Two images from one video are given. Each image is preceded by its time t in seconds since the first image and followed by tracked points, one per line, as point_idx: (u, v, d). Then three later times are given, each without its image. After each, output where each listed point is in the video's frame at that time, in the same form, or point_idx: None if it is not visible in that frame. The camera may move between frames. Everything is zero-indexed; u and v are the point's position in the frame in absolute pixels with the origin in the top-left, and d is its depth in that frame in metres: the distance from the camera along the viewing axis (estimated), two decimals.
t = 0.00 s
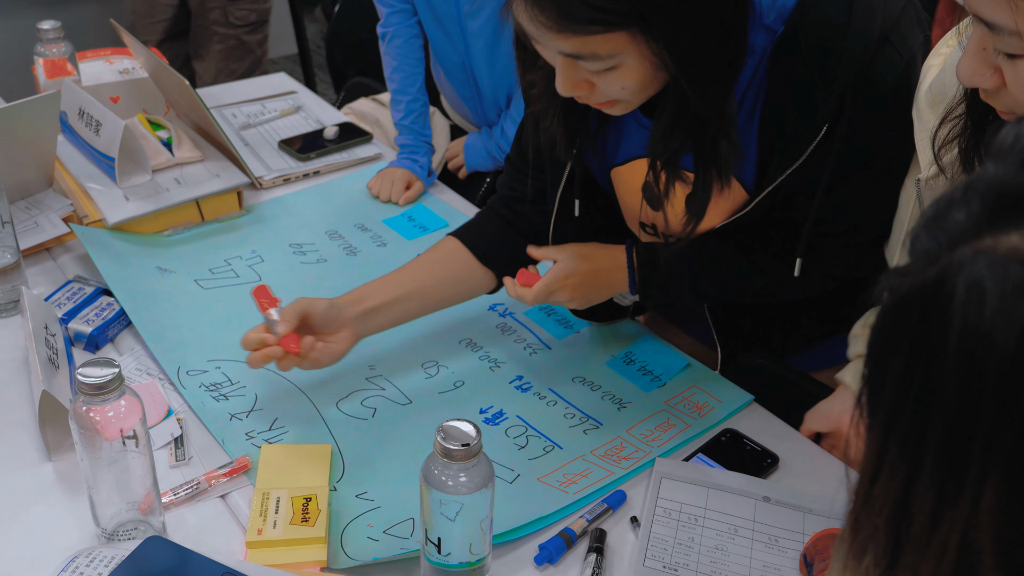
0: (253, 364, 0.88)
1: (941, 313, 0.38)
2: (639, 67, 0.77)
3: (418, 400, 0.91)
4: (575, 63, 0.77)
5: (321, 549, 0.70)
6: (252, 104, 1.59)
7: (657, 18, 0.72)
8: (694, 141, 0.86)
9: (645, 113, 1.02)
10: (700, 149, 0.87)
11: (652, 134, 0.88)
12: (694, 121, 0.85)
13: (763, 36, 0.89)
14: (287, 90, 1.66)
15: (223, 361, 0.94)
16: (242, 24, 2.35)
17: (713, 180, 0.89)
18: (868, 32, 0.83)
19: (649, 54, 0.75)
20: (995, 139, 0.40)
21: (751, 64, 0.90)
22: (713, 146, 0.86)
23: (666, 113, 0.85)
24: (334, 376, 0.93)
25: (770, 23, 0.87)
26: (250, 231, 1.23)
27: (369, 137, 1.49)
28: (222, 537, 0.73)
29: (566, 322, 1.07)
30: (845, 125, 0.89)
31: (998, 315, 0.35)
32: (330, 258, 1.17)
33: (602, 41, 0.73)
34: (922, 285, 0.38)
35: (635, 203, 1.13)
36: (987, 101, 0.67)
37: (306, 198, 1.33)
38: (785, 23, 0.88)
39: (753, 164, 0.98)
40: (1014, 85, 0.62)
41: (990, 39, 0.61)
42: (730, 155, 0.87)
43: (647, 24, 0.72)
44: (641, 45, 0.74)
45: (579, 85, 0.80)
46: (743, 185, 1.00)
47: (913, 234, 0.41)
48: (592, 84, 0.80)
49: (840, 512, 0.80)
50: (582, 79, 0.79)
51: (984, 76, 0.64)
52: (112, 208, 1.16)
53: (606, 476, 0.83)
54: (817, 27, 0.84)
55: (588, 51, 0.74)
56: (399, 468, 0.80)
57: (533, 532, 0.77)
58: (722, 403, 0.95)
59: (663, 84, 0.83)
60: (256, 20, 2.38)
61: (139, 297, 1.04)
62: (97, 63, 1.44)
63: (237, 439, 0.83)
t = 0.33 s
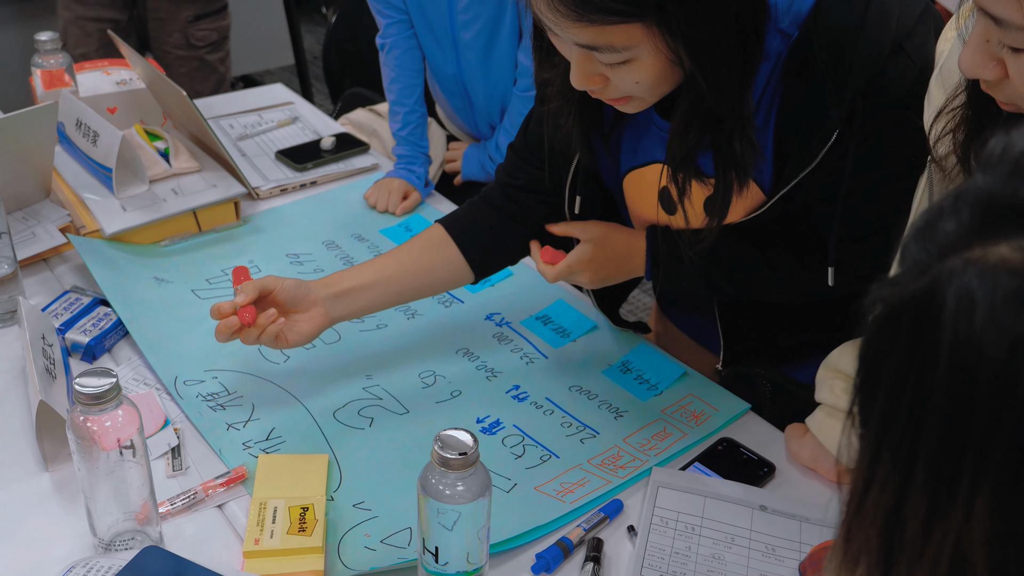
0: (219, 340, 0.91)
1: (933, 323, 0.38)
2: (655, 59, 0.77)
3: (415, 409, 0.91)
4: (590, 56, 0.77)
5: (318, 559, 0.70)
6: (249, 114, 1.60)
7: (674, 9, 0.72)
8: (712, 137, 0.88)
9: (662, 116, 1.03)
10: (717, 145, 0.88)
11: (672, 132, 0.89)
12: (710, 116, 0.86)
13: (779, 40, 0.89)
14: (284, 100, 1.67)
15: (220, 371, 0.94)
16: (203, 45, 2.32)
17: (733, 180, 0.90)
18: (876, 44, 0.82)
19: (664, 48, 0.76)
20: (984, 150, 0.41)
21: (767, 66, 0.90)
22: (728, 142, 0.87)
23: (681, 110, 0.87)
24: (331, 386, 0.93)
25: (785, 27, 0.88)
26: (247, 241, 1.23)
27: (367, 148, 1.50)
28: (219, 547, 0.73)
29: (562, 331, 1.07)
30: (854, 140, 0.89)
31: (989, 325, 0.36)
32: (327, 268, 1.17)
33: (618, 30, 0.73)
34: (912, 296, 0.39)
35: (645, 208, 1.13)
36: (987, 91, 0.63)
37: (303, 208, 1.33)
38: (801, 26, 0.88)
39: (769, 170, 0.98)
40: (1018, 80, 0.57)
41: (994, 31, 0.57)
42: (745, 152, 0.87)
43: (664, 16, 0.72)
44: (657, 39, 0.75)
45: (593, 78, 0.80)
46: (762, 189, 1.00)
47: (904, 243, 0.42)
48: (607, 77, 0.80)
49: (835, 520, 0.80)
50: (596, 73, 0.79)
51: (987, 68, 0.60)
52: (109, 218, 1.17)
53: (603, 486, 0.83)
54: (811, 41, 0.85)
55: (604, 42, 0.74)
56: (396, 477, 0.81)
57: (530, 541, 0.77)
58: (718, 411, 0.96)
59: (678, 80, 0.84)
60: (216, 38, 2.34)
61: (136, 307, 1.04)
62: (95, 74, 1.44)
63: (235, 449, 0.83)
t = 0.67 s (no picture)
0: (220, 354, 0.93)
1: (929, 333, 0.38)
2: (651, 75, 0.77)
3: (415, 417, 0.91)
4: (587, 71, 0.77)
5: (317, 567, 0.70)
6: (247, 121, 1.60)
7: (674, 24, 0.72)
8: (716, 151, 0.87)
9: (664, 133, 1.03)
10: (724, 161, 0.88)
11: (674, 150, 0.90)
12: (710, 135, 0.86)
13: (777, 60, 0.88)
14: (282, 108, 1.67)
15: (218, 379, 0.94)
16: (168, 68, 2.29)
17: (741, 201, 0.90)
18: (875, 58, 0.82)
19: (662, 62, 0.76)
20: (982, 159, 0.41)
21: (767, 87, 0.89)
22: (734, 162, 0.87)
23: (682, 125, 0.87)
24: (329, 393, 0.93)
25: (782, 48, 0.87)
26: (245, 248, 1.23)
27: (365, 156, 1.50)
28: (218, 555, 0.73)
29: (561, 337, 1.07)
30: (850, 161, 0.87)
31: (986, 337, 0.36)
32: (326, 275, 1.17)
33: (615, 47, 0.73)
34: (909, 307, 0.39)
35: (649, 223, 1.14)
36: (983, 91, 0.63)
37: (301, 215, 1.33)
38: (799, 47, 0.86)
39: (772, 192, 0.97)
40: (1013, 81, 0.57)
41: (990, 33, 0.57)
42: (751, 169, 0.88)
43: (663, 31, 0.73)
44: (655, 54, 0.75)
45: (590, 94, 0.80)
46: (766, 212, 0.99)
47: (901, 255, 0.42)
48: (603, 93, 0.80)
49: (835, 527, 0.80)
50: (593, 89, 0.79)
51: (981, 68, 0.60)
52: (107, 225, 1.17)
53: (603, 493, 0.83)
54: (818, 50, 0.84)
55: (602, 57, 0.74)
56: (395, 485, 0.80)
57: (529, 549, 0.77)
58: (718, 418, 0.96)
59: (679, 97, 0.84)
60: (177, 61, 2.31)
61: (134, 315, 1.04)
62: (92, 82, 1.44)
63: (233, 457, 0.82)
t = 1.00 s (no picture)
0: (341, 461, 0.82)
1: (922, 358, 0.38)
2: (600, 158, 0.75)
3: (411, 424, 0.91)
4: (537, 152, 0.76)
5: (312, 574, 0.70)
6: (242, 127, 1.60)
7: (617, 114, 0.69)
8: (653, 233, 0.85)
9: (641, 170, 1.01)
10: (658, 240, 0.85)
11: (615, 223, 0.87)
12: (649, 219, 0.83)
13: (734, 123, 0.83)
14: (277, 113, 1.67)
15: (213, 386, 0.94)
16: (176, 79, 2.27)
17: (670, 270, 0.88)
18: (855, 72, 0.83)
19: (609, 147, 0.73)
20: (967, 182, 0.40)
21: (706, 203, 0.89)
22: (670, 239, 0.85)
23: (628, 204, 0.83)
24: (324, 399, 0.93)
25: (736, 111, 0.82)
26: (240, 255, 1.23)
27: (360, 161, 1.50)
28: (212, 564, 0.72)
29: (557, 343, 1.07)
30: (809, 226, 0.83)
31: (978, 370, 0.36)
32: (321, 282, 1.17)
33: (561, 134, 0.71)
34: (901, 336, 0.39)
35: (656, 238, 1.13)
36: (977, 103, 0.62)
37: (297, 220, 1.33)
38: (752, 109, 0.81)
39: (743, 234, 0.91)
40: (1010, 94, 0.56)
41: (983, 47, 0.56)
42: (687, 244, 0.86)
43: (607, 119, 0.70)
44: (600, 139, 0.73)
45: (542, 171, 0.79)
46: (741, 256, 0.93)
47: (891, 282, 0.42)
48: (554, 170, 0.78)
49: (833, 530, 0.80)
50: (544, 166, 0.78)
51: (976, 82, 0.58)
52: (101, 232, 1.16)
53: (598, 500, 0.83)
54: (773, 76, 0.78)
55: (548, 142, 0.72)
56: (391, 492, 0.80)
57: (526, 555, 0.77)
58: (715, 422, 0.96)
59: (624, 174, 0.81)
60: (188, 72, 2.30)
61: (128, 322, 1.04)
62: (87, 89, 1.44)
63: (228, 465, 0.82)
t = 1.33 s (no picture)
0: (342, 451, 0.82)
1: (933, 393, 0.38)
2: (573, 213, 0.74)
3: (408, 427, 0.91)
4: (510, 208, 0.76)
5: None
6: (235, 130, 1.59)
7: (584, 177, 0.67)
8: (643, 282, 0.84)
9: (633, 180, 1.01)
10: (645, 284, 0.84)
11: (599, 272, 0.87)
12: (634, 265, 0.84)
13: (709, 155, 0.81)
14: (271, 115, 1.66)
15: (208, 390, 0.93)
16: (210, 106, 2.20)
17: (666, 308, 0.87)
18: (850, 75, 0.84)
19: (581, 207, 0.72)
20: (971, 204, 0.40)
21: (686, 231, 0.88)
22: (656, 282, 0.84)
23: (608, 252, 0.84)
24: (319, 402, 0.93)
25: (711, 143, 0.79)
26: (235, 257, 1.22)
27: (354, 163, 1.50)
28: (208, 568, 0.72)
29: (553, 345, 1.07)
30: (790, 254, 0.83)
31: (993, 402, 0.36)
32: (315, 284, 1.16)
33: (532, 194, 0.71)
34: (912, 363, 0.39)
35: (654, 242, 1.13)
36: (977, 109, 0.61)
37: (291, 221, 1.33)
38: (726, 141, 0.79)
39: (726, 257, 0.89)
40: (1012, 101, 0.56)
41: (984, 55, 0.55)
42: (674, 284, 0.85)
43: (575, 179, 0.68)
44: (571, 200, 0.72)
45: (516, 222, 0.79)
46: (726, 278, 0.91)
47: (897, 305, 0.42)
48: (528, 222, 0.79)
49: (832, 531, 0.80)
50: (518, 218, 0.79)
51: (976, 89, 0.58)
52: (94, 235, 1.16)
53: (596, 505, 0.83)
54: (748, 105, 0.76)
55: (519, 202, 0.72)
56: (389, 496, 0.80)
57: (524, 559, 0.76)
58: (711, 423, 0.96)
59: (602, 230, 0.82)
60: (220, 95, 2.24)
61: (121, 325, 1.03)
62: (79, 90, 1.43)
63: (223, 469, 0.82)
